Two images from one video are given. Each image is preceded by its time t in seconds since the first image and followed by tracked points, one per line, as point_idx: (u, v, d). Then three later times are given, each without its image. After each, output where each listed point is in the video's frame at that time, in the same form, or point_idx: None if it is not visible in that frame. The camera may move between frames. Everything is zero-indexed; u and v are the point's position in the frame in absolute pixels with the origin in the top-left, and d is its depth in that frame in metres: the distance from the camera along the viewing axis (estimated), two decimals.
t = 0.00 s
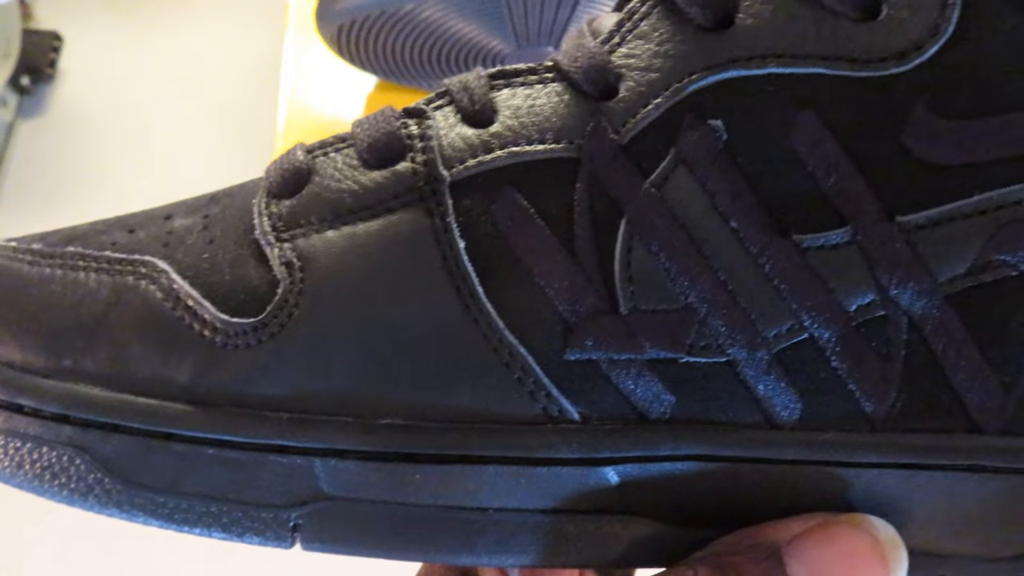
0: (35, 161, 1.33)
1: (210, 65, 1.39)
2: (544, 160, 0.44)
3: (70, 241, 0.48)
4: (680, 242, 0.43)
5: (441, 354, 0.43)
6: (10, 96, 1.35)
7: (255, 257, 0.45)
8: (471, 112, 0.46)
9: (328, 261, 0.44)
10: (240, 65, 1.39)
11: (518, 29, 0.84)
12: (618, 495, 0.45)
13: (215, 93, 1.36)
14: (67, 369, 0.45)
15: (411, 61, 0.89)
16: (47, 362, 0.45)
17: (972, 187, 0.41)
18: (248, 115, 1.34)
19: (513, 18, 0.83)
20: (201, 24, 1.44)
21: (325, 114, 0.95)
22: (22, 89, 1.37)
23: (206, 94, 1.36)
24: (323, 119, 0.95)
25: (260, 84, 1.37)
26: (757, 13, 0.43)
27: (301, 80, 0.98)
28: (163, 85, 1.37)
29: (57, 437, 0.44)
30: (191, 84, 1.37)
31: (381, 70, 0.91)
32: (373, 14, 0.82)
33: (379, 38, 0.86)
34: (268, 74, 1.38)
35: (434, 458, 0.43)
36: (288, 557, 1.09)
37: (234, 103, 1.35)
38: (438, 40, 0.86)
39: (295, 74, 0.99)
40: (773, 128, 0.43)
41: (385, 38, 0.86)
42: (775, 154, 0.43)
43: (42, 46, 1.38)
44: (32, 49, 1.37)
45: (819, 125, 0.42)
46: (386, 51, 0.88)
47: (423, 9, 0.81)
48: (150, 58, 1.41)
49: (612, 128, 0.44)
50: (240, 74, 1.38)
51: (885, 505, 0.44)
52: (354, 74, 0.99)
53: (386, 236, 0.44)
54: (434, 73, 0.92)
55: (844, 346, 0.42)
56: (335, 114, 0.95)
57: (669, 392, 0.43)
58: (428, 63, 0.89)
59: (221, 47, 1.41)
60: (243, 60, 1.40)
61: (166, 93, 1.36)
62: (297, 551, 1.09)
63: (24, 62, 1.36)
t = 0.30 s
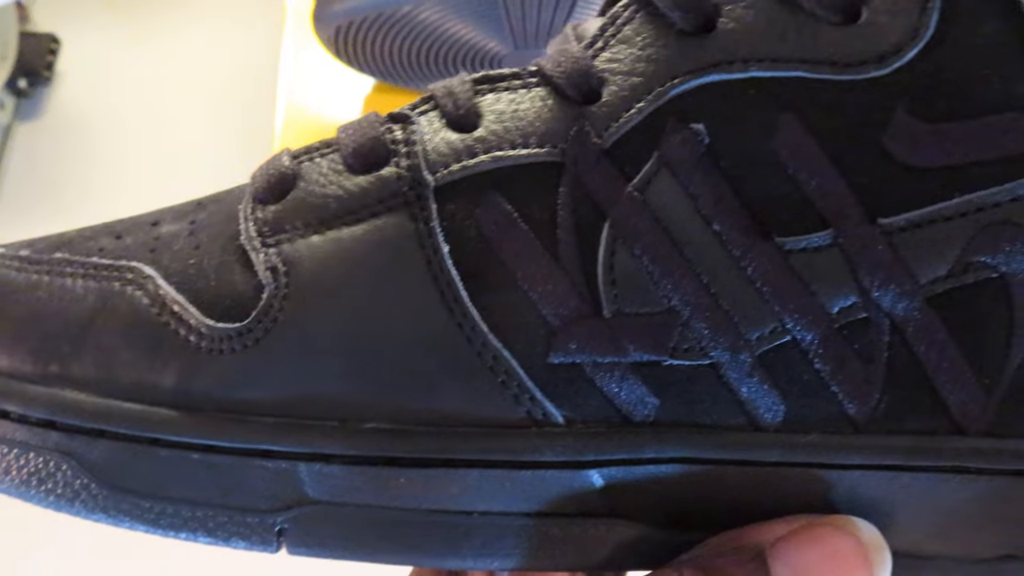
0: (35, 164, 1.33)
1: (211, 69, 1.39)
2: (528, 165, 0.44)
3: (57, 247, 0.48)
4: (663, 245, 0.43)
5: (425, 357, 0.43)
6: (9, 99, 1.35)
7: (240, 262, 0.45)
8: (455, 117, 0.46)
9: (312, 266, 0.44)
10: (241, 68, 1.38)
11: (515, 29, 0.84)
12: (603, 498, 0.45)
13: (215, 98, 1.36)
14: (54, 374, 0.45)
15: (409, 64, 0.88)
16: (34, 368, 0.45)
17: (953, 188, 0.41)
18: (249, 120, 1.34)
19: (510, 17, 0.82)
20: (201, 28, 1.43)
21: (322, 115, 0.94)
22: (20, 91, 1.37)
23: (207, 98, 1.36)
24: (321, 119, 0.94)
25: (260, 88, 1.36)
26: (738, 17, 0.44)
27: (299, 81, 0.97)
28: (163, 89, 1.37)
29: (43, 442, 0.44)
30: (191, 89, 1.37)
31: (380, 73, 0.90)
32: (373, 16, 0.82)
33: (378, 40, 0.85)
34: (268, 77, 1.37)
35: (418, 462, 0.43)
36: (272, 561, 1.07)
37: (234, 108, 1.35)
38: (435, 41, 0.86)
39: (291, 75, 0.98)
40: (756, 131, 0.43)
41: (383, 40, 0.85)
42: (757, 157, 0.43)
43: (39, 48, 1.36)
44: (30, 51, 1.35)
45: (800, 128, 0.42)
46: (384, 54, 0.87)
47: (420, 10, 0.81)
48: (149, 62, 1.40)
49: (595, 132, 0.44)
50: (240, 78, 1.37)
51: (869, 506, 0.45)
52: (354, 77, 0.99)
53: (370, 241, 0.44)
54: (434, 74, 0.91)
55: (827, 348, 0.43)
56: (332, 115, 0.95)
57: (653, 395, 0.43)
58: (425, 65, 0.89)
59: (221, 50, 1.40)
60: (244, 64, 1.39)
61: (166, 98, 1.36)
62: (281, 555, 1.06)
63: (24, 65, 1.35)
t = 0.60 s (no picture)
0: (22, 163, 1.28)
1: (199, 59, 1.32)
2: (505, 170, 0.45)
3: (38, 253, 0.48)
4: (639, 250, 0.43)
5: (404, 362, 0.44)
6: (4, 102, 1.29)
7: (219, 268, 0.45)
8: (434, 123, 0.46)
9: (291, 271, 0.44)
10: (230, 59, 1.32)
11: (512, 30, 0.84)
12: (580, 501, 0.45)
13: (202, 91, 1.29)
14: (34, 380, 0.45)
15: (406, 64, 0.89)
16: (15, 373, 0.45)
17: (926, 193, 0.41)
18: (237, 114, 1.27)
19: (507, 18, 0.82)
20: (189, 16, 1.35)
21: (320, 117, 0.94)
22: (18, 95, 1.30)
23: (195, 90, 1.30)
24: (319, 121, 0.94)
25: (250, 80, 1.29)
26: (713, 23, 0.44)
27: (295, 85, 0.97)
28: (150, 81, 1.31)
29: (24, 447, 0.45)
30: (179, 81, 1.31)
31: (377, 74, 0.90)
32: (370, 16, 0.82)
33: (373, 40, 0.85)
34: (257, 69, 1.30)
35: (395, 466, 0.44)
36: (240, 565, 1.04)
37: (222, 101, 1.28)
38: (432, 41, 0.85)
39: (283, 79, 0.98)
40: (730, 137, 0.43)
41: (379, 40, 0.85)
42: (731, 163, 0.43)
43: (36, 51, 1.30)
44: (26, 53, 1.29)
45: (775, 132, 0.43)
46: (380, 55, 0.87)
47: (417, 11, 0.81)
48: (136, 53, 1.33)
49: (571, 137, 0.44)
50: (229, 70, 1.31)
51: (844, 508, 0.45)
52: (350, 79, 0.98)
53: (349, 247, 0.44)
54: (432, 75, 0.91)
55: (802, 352, 0.43)
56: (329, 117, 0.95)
57: (630, 398, 0.44)
58: (421, 66, 0.89)
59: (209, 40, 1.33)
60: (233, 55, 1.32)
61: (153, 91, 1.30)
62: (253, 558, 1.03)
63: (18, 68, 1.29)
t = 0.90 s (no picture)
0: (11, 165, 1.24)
1: (194, 61, 1.30)
2: (474, 177, 0.45)
3: (15, 263, 0.49)
4: (605, 254, 0.44)
5: (376, 366, 0.44)
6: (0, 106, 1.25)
7: (193, 275, 0.46)
8: (404, 131, 0.47)
9: (264, 277, 0.45)
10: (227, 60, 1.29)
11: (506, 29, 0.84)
12: (551, 502, 0.46)
13: (198, 93, 1.27)
14: (11, 388, 0.45)
15: (399, 63, 0.89)
16: None
17: (886, 195, 0.42)
18: (234, 116, 1.25)
19: (502, 19, 0.82)
20: (185, 15, 1.33)
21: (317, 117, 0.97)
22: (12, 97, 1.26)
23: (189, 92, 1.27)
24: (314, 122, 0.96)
25: (246, 82, 1.27)
26: (677, 31, 0.45)
27: (289, 85, 0.99)
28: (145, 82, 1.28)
29: None
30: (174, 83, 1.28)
31: (370, 74, 0.90)
32: (364, 19, 0.81)
33: (367, 42, 0.85)
34: (255, 70, 1.28)
35: (367, 469, 0.44)
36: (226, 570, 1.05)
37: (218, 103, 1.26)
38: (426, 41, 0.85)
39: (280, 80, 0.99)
40: (694, 142, 0.44)
41: (373, 41, 0.85)
42: (696, 167, 0.44)
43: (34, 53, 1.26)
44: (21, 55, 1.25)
45: (738, 137, 0.43)
46: (374, 55, 0.87)
47: (412, 11, 0.80)
48: (130, 53, 1.31)
49: (539, 143, 0.45)
50: (226, 71, 1.28)
51: (811, 506, 0.45)
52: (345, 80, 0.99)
53: (321, 253, 0.45)
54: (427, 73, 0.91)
55: (767, 352, 0.44)
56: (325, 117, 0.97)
57: (597, 400, 0.44)
58: (414, 64, 0.89)
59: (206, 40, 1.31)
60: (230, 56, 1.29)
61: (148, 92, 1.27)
62: (232, 560, 1.04)
63: (13, 70, 1.25)
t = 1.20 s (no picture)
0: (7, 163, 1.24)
1: (190, 60, 1.29)
2: (456, 179, 0.46)
3: (4, 266, 0.49)
4: (586, 254, 0.45)
5: (361, 366, 0.45)
6: None
7: (180, 277, 0.47)
8: (387, 134, 0.47)
9: (250, 278, 0.46)
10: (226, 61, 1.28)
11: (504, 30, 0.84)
12: (534, 498, 0.46)
13: (196, 93, 1.26)
14: None
15: (397, 65, 0.88)
16: None
17: (860, 195, 0.43)
18: (232, 115, 1.24)
19: (499, 16, 0.82)
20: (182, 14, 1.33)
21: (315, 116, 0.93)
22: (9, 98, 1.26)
23: (185, 91, 1.27)
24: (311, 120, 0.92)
25: (243, 81, 1.26)
26: (655, 35, 0.45)
27: (286, 84, 0.95)
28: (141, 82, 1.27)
29: None
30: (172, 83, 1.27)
31: (368, 73, 0.90)
32: (363, 17, 0.82)
33: (365, 41, 0.85)
34: (254, 70, 1.27)
35: (351, 468, 0.45)
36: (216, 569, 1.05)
37: (216, 104, 1.25)
38: (424, 41, 0.85)
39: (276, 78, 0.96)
40: (673, 144, 0.45)
41: (371, 40, 0.85)
42: (675, 168, 0.45)
43: (29, 52, 1.26)
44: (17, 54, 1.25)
45: (715, 139, 0.44)
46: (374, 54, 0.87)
47: (410, 10, 0.81)
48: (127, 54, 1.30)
49: (520, 145, 0.46)
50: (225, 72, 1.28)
51: (790, 502, 0.46)
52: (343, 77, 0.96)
53: (306, 254, 0.46)
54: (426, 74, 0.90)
55: (745, 350, 0.44)
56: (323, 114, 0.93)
57: (578, 399, 0.45)
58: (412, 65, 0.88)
59: (205, 41, 1.30)
60: (229, 57, 1.29)
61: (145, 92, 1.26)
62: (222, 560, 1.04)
63: (9, 70, 1.25)
